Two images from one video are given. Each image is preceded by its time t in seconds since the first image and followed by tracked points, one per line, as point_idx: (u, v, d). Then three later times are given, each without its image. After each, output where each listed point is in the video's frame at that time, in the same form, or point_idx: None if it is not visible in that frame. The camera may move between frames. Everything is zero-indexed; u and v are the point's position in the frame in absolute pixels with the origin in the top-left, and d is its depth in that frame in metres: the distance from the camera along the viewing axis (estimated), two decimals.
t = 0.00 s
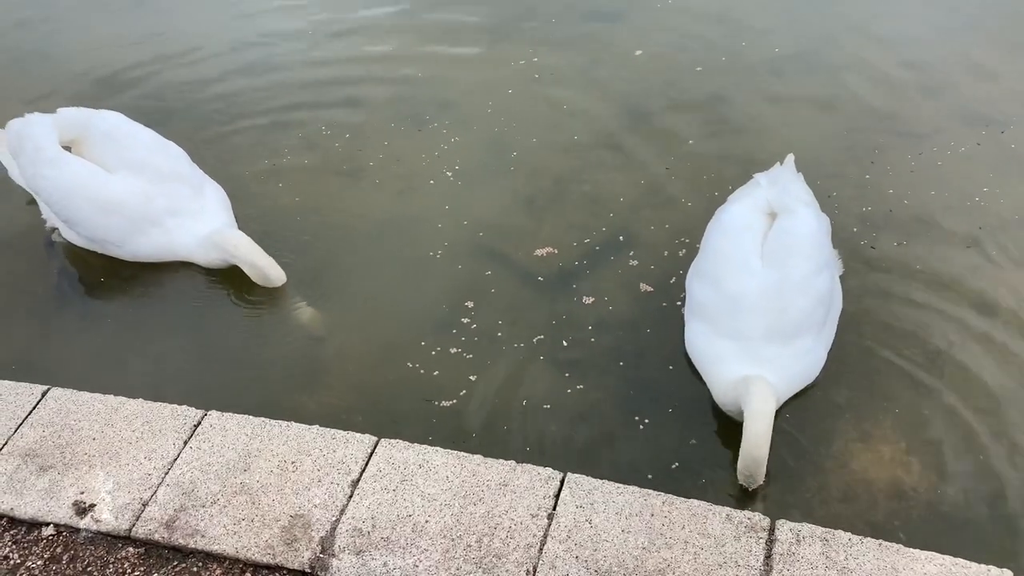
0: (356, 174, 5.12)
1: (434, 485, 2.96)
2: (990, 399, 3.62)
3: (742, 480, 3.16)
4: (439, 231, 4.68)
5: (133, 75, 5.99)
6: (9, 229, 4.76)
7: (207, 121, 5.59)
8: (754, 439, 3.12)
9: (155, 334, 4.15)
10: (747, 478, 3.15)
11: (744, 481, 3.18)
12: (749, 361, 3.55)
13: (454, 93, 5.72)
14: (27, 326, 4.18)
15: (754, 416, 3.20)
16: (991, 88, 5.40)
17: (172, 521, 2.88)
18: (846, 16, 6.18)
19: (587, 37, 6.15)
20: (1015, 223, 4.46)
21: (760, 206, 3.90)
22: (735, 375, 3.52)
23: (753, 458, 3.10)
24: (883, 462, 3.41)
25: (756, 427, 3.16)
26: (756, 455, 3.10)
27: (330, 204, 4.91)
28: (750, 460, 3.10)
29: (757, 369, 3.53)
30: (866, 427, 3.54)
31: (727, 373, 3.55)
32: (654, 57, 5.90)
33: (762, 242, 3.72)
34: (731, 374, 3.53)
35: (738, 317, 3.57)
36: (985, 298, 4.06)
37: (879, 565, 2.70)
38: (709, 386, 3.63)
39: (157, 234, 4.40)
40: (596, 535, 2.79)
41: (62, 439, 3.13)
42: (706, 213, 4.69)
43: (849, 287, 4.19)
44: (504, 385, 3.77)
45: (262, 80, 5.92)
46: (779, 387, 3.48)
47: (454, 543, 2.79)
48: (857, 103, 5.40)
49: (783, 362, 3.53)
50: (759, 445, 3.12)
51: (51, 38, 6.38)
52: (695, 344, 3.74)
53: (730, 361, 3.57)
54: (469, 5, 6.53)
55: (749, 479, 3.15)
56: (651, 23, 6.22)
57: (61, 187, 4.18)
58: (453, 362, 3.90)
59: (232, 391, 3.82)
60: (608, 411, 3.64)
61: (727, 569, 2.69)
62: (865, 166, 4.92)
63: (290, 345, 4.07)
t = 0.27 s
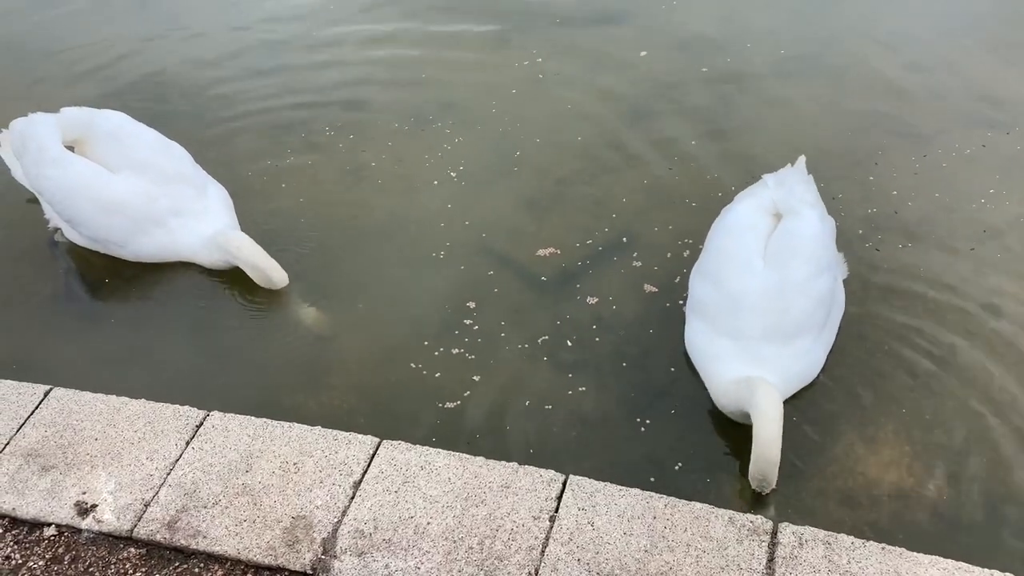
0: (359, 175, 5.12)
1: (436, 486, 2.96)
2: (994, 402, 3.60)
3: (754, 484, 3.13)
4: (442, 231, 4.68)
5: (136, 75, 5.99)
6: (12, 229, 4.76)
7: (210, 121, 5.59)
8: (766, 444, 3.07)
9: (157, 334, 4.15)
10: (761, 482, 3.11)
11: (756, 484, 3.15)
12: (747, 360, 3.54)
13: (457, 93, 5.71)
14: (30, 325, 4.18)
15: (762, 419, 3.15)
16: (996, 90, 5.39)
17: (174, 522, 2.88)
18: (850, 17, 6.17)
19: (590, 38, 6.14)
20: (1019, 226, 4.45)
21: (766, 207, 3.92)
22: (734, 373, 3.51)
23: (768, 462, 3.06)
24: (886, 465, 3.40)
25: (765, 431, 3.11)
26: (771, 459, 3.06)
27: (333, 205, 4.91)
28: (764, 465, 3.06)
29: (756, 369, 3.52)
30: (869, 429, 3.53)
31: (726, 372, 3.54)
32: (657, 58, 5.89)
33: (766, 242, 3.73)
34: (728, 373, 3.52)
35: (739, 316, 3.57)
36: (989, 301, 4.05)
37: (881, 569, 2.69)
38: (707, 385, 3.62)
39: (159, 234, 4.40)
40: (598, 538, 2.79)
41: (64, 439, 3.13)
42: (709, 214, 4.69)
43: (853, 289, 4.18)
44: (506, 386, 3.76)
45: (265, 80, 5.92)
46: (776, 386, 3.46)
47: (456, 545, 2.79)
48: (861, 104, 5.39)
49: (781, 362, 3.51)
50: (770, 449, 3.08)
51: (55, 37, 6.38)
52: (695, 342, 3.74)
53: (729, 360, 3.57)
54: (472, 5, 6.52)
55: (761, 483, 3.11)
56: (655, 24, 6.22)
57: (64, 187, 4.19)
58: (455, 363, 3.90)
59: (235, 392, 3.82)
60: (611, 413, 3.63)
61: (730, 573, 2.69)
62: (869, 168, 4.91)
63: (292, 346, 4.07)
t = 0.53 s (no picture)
0: (361, 175, 5.12)
1: (437, 487, 2.95)
2: (997, 405, 3.60)
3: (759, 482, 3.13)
4: (444, 232, 4.68)
5: (138, 74, 5.99)
6: (14, 229, 4.76)
7: (213, 121, 5.59)
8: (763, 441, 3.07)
9: (158, 334, 4.15)
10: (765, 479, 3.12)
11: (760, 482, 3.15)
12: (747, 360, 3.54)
13: (459, 94, 5.71)
14: (30, 325, 4.18)
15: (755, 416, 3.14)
16: (999, 92, 5.38)
17: (174, 523, 2.87)
18: (853, 19, 6.16)
19: (593, 39, 6.14)
20: (1021, 227, 4.44)
21: (767, 206, 3.91)
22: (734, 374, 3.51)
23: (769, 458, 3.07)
24: (889, 467, 3.39)
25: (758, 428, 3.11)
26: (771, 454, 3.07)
27: (334, 205, 4.91)
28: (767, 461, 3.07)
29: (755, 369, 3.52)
30: (871, 431, 3.53)
31: (726, 373, 3.54)
32: (659, 59, 5.88)
33: (767, 243, 3.72)
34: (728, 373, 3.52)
35: (739, 317, 3.57)
36: (991, 303, 4.04)
37: (883, 571, 2.68)
38: (707, 385, 3.62)
39: (161, 234, 4.40)
40: (599, 540, 2.78)
41: (65, 440, 3.13)
42: (711, 215, 4.68)
43: (855, 291, 4.17)
44: (508, 387, 3.76)
45: (267, 80, 5.92)
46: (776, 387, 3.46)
47: (456, 546, 2.79)
48: (863, 106, 5.39)
49: (781, 363, 3.51)
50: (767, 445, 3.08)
51: (57, 36, 6.38)
52: (695, 342, 3.74)
53: (728, 360, 3.57)
54: (474, 6, 6.52)
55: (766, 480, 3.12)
56: (657, 25, 6.21)
57: (65, 187, 4.19)
58: (457, 364, 3.89)
59: (236, 392, 3.82)
60: (612, 414, 3.62)
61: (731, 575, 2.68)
62: (871, 170, 4.91)
63: (294, 346, 4.07)
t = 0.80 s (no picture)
0: (362, 175, 5.11)
1: (438, 489, 2.94)
2: (999, 405, 3.59)
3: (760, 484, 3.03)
4: (445, 232, 4.67)
5: (139, 75, 5.98)
6: (15, 229, 4.76)
7: (213, 121, 5.59)
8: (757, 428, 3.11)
9: (159, 334, 4.15)
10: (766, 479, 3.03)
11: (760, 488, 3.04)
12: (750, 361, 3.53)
13: (460, 94, 5.70)
14: (31, 326, 4.18)
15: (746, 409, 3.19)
16: (1000, 92, 5.37)
17: (175, 524, 2.87)
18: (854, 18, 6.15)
19: (593, 38, 6.13)
20: None
21: (770, 207, 3.92)
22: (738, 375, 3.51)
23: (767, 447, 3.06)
24: (891, 468, 3.38)
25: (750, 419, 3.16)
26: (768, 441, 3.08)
27: (335, 205, 4.90)
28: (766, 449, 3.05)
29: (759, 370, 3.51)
30: (874, 432, 3.52)
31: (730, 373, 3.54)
32: (661, 59, 5.87)
33: (770, 243, 3.73)
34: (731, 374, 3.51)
35: (743, 317, 3.57)
36: (994, 303, 4.03)
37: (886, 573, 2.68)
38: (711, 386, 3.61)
39: (164, 235, 4.38)
40: (600, 542, 2.78)
41: (65, 441, 3.13)
42: (713, 215, 4.67)
43: (857, 291, 4.17)
44: (509, 388, 3.75)
45: (268, 80, 5.91)
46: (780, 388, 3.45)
47: (458, 548, 2.78)
48: (864, 106, 5.38)
49: (786, 363, 3.51)
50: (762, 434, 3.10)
51: (58, 36, 6.37)
52: (697, 342, 3.73)
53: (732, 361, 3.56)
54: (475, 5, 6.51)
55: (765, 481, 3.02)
56: (658, 24, 6.20)
57: (68, 188, 4.18)
58: (458, 364, 3.89)
59: (238, 393, 3.81)
60: (614, 415, 3.62)
61: None
62: (873, 170, 4.90)
63: (295, 347, 4.06)
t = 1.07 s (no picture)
0: (362, 175, 5.11)
1: (439, 489, 2.95)
2: (1000, 404, 3.59)
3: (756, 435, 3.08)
4: (445, 231, 4.67)
5: (138, 75, 5.98)
6: (15, 229, 4.76)
7: (213, 121, 5.58)
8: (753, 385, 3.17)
9: (159, 334, 4.15)
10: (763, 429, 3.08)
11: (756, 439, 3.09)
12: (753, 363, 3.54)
13: (460, 94, 5.70)
14: (31, 326, 4.18)
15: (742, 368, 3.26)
16: (1000, 91, 5.36)
17: (176, 525, 2.87)
18: (854, 17, 6.14)
19: (593, 38, 6.12)
20: None
21: (772, 206, 3.92)
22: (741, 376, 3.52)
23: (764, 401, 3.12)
24: (892, 467, 3.38)
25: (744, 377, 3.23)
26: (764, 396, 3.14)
27: (335, 206, 4.89)
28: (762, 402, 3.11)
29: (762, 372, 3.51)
30: (874, 432, 3.51)
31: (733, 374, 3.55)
32: (660, 58, 5.87)
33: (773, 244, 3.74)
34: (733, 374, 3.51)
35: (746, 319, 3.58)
36: (994, 303, 4.03)
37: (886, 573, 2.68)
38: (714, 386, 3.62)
39: (169, 234, 4.38)
40: (601, 542, 2.78)
41: (66, 442, 3.13)
42: (713, 215, 4.67)
43: (858, 290, 4.17)
44: (509, 388, 3.75)
45: (268, 80, 5.91)
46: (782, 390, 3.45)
47: (459, 548, 2.78)
48: (865, 106, 5.37)
49: (790, 364, 3.52)
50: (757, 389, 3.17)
51: (57, 37, 6.37)
52: (699, 343, 3.72)
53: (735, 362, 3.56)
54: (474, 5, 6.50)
55: (762, 431, 3.07)
56: (658, 23, 6.19)
57: (74, 187, 4.20)
58: (458, 364, 3.88)
59: (238, 393, 3.81)
60: (614, 415, 3.62)
61: None
62: (873, 169, 4.89)
63: (296, 348, 4.06)
